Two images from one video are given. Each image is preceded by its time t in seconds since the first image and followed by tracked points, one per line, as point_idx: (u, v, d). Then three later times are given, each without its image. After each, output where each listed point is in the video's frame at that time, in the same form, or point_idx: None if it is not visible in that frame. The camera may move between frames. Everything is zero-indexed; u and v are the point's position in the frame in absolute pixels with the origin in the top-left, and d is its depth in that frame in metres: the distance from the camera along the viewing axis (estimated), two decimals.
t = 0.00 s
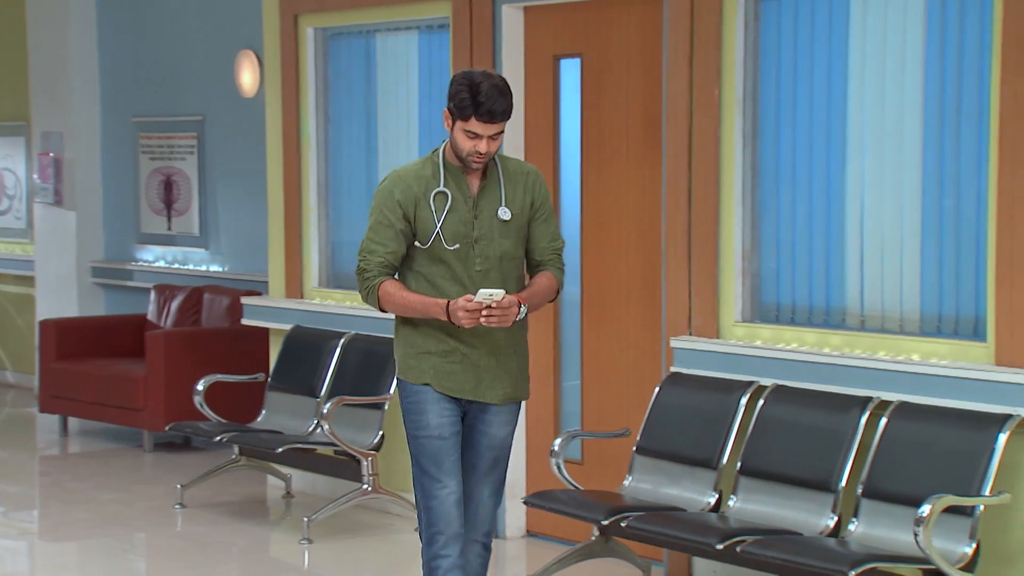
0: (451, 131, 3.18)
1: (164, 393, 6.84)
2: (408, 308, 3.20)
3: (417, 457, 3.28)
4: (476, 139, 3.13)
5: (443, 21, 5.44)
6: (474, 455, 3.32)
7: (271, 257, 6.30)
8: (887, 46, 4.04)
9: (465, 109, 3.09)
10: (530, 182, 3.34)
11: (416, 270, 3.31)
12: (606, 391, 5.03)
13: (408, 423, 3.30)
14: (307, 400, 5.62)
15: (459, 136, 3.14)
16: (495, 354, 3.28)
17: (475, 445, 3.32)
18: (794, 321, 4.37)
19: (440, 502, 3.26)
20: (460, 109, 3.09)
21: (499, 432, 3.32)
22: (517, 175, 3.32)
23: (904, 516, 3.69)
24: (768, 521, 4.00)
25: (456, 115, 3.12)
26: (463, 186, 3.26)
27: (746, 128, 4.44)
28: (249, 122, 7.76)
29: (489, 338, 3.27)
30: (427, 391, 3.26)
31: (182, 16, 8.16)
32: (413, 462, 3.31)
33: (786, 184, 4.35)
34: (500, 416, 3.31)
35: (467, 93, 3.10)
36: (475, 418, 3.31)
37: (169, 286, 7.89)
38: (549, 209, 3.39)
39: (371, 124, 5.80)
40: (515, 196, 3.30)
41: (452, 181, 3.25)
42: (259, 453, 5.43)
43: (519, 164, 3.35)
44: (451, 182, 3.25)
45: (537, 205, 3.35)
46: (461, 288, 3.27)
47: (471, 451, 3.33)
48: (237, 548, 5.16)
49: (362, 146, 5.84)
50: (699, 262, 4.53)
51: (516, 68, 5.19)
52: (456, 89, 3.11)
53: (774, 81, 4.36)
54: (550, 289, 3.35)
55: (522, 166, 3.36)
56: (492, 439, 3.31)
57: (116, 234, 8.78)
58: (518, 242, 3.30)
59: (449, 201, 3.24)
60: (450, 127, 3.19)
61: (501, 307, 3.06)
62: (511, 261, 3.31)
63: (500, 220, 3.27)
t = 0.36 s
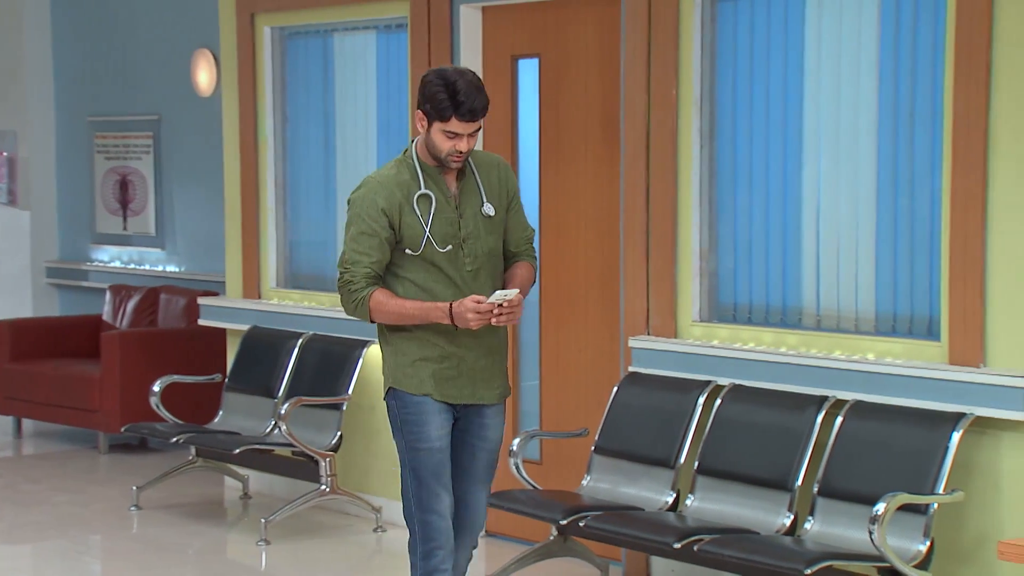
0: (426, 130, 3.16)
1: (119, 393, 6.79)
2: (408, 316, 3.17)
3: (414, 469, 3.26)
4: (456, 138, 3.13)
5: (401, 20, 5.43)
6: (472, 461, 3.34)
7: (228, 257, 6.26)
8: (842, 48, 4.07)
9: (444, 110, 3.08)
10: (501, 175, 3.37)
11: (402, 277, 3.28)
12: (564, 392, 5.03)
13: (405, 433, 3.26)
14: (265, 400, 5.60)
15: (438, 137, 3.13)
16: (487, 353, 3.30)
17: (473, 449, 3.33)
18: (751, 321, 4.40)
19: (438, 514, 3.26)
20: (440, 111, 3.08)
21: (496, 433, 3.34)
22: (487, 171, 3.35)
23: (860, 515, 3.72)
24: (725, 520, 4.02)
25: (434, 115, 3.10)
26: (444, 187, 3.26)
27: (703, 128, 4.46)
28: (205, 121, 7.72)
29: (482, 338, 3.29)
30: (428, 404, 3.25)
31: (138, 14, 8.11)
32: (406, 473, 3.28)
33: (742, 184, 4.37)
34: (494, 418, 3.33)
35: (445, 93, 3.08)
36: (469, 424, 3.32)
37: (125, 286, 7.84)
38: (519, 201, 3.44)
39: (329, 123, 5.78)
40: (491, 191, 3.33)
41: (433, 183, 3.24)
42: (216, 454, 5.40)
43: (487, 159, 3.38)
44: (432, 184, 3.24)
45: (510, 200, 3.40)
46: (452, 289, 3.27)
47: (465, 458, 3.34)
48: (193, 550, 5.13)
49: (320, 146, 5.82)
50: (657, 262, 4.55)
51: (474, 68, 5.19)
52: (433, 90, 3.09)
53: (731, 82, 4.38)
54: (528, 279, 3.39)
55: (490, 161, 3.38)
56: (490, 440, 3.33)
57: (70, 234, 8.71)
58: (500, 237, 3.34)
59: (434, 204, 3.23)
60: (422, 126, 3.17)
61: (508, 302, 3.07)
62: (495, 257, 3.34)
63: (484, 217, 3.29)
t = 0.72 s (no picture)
0: (405, 128, 3.13)
1: (67, 395, 6.72)
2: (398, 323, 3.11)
3: (388, 479, 3.22)
4: (438, 137, 3.11)
5: (352, 20, 5.42)
6: (469, 460, 3.26)
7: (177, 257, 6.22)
8: (791, 50, 4.10)
9: (430, 107, 3.06)
10: (467, 175, 3.37)
11: (382, 282, 3.22)
12: (516, 392, 5.04)
13: (381, 444, 3.21)
14: (215, 402, 5.56)
15: (419, 135, 3.10)
16: (469, 355, 3.28)
17: (468, 448, 3.26)
18: (701, 320, 4.42)
19: (408, 525, 3.23)
20: (426, 108, 3.06)
21: (489, 426, 3.28)
22: (455, 170, 3.33)
23: (809, 513, 3.75)
24: (676, 520, 4.04)
25: (418, 113, 3.08)
26: (421, 188, 3.22)
27: (654, 129, 4.48)
28: (154, 120, 7.66)
29: (463, 339, 3.27)
30: (406, 413, 3.19)
31: (86, 13, 8.04)
32: (379, 483, 3.24)
33: (692, 184, 4.39)
34: (483, 414, 3.28)
35: (430, 91, 3.06)
36: (459, 421, 3.26)
37: (72, 287, 7.77)
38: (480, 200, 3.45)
39: (280, 123, 5.75)
40: (462, 190, 3.32)
41: (411, 184, 3.20)
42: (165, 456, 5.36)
43: (452, 159, 3.36)
44: (410, 186, 3.20)
45: (476, 198, 3.39)
46: (435, 291, 3.24)
47: (461, 459, 3.27)
48: (142, 553, 5.09)
49: (270, 146, 5.79)
50: (609, 262, 4.56)
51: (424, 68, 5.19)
52: (417, 87, 3.07)
53: (681, 83, 4.40)
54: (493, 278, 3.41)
55: (455, 160, 3.37)
56: (484, 434, 3.27)
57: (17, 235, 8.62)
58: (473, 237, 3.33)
59: (415, 205, 3.18)
60: (400, 125, 3.14)
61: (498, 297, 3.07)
62: (470, 257, 3.33)
63: (459, 217, 3.28)
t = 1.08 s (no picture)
0: (402, 130, 3.00)
1: (12, 397, 6.64)
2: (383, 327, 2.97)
3: (360, 486, 3.08)
4: (435, 142, 2.98)
5: (301, 19, 5.39)
6: (451, 469, 3.13)
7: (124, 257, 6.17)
8: (739, 51, 4.12)
9: (429, 111, 2.93)
10: (463, 181, 3.22)
11: (370, 286, 3.06)
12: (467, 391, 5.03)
13: (357, 450, 3.08)
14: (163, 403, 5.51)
15: (416, 138, 2.98)
16: (457, 365, 3.14)
17: (450, 456, 3.13)
18: (651, 320, 4.43)
19: (376, 534, 3.10)
20: (425, 111, 2.93)
21: (474, 435, 3.15)
22: (452, 177, 3.19)
23: (758, 511, 3.78)
24: (626, 519, 4.06)
25: (416, 115, 2.95)
26: (416, 191, 3.07)
27: (604, 129, 4.49)
28: (100, 119, 7.59)
29: (451, 348, 3.13)
30: (386, 420, 3.06)
31: (30, 10, 7.96)
32: (351, 489, 3.11)
33: (642, 184, 4.41)
34: (468, 423, 3.14)
35: (430, 94, 2.93)
36: (442, 430, 3.12)
37: (17, 287, 7.69)
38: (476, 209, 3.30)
39: (229, 122, 5.71)
40: (457, 197, 3.18)
41: (405, 187, 3.05)
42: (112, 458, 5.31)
43: (448, 164, 3.22)
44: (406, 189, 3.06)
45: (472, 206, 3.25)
46: (424, 299, 3.09)
47: (442, 467, 3.14)
48: (89, 555, 5.04)
49: (219, 145, 5.76)
50: (560, 261, 4.57)
51: (375, 68, 5.17)
52: (417, 89, 2.94)
53: (630, 83, 4.42)
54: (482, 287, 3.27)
55: (452, 164, 3.23)
56: (467, 444, 3.13)
57: None
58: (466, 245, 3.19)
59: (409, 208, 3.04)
60: (397, 127, 3.01)
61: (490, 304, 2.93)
62: (462, 267, 3.19)
63: (452, 225, 3.14)
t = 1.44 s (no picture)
0: (423, 119, 2.85)
1: None
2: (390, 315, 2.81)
3: (358, 483, 2.96)
4: (456, 128, 2.82)
5: (249, 18, 5.36)
6: (452, 472, 3.00)
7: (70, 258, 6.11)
8: (688, 52, 4.14)
9: (447, 95, 2.79)
10: (487, 180, 3.07)
11: (381, 275, 2.92)
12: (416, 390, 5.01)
13: (356, 444, 2.96)
14: (110, 404, 5.46)
15: (437, 125, 2.82)
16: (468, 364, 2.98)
17: (453, 460, 2.99)
18: (601, 320, 4.45)
19: (369, 530, 2.99)
20: (442, 95, 2.79)
21: (480, 441, 3.00)
22: (476, 173, 3.04)
23: (707, 510, 3.80)
24: (576, 518, 4.07)
25: (435, 100, 2.81)
26: (434, 183, 2.93)
27: (554, 130, 4.50)
28: (46, 119, 7.51)
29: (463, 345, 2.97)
30: (389, 415, 2.92)
31: None
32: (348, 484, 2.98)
33: (592, 185, 4.42)
34: (474, 425, 2.99)
35: (449, 78, 2.80)
36: (446, 432, 2.98)
37: None
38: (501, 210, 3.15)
39: (177, 121, 5.67)
40: (478, 194, 3.03)
41: (423, 178, 2.91)
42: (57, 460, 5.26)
43: (472, 161, 3.07)
44: (424, 178, 2.91)
45: (497, 207, 3.10)
46: (437, 293, 2.93)
47: (443, 469, 3.00)
48: (34, 559, 4.99)
49: (167, 145, 5.71)
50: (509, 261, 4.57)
51: (324, 68, 5.15)
52: (436, 74, 2.80)
53: (580, 84, 4.43)
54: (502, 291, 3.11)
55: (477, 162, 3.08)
56: (472, 449, 2.99)
57: None
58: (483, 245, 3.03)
59: (425, 199, 2.90)
60: (418, 116, 2.87)
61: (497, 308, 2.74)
62: (478, 266, 3.02)
63: (470, 221, 2.98)
